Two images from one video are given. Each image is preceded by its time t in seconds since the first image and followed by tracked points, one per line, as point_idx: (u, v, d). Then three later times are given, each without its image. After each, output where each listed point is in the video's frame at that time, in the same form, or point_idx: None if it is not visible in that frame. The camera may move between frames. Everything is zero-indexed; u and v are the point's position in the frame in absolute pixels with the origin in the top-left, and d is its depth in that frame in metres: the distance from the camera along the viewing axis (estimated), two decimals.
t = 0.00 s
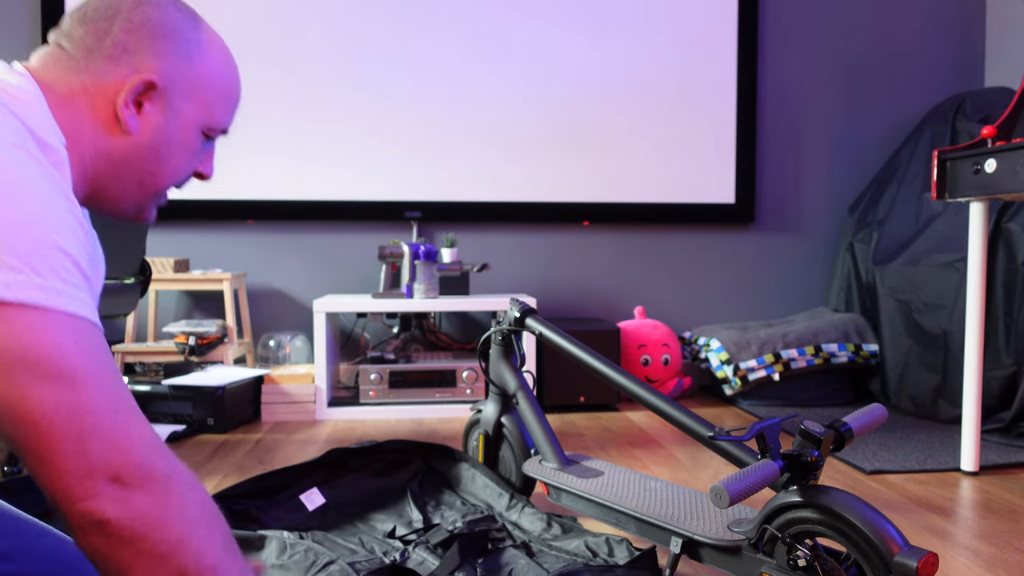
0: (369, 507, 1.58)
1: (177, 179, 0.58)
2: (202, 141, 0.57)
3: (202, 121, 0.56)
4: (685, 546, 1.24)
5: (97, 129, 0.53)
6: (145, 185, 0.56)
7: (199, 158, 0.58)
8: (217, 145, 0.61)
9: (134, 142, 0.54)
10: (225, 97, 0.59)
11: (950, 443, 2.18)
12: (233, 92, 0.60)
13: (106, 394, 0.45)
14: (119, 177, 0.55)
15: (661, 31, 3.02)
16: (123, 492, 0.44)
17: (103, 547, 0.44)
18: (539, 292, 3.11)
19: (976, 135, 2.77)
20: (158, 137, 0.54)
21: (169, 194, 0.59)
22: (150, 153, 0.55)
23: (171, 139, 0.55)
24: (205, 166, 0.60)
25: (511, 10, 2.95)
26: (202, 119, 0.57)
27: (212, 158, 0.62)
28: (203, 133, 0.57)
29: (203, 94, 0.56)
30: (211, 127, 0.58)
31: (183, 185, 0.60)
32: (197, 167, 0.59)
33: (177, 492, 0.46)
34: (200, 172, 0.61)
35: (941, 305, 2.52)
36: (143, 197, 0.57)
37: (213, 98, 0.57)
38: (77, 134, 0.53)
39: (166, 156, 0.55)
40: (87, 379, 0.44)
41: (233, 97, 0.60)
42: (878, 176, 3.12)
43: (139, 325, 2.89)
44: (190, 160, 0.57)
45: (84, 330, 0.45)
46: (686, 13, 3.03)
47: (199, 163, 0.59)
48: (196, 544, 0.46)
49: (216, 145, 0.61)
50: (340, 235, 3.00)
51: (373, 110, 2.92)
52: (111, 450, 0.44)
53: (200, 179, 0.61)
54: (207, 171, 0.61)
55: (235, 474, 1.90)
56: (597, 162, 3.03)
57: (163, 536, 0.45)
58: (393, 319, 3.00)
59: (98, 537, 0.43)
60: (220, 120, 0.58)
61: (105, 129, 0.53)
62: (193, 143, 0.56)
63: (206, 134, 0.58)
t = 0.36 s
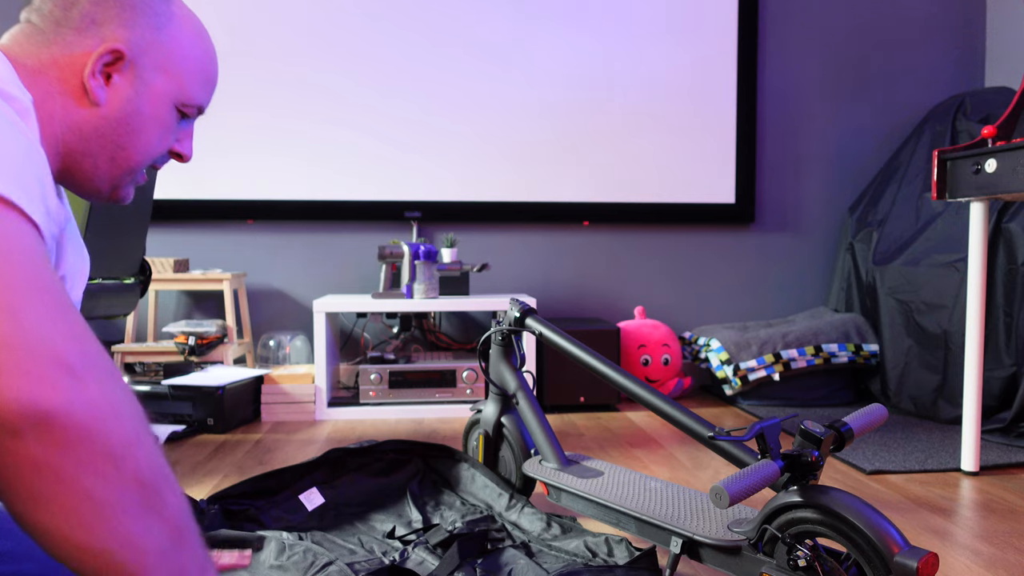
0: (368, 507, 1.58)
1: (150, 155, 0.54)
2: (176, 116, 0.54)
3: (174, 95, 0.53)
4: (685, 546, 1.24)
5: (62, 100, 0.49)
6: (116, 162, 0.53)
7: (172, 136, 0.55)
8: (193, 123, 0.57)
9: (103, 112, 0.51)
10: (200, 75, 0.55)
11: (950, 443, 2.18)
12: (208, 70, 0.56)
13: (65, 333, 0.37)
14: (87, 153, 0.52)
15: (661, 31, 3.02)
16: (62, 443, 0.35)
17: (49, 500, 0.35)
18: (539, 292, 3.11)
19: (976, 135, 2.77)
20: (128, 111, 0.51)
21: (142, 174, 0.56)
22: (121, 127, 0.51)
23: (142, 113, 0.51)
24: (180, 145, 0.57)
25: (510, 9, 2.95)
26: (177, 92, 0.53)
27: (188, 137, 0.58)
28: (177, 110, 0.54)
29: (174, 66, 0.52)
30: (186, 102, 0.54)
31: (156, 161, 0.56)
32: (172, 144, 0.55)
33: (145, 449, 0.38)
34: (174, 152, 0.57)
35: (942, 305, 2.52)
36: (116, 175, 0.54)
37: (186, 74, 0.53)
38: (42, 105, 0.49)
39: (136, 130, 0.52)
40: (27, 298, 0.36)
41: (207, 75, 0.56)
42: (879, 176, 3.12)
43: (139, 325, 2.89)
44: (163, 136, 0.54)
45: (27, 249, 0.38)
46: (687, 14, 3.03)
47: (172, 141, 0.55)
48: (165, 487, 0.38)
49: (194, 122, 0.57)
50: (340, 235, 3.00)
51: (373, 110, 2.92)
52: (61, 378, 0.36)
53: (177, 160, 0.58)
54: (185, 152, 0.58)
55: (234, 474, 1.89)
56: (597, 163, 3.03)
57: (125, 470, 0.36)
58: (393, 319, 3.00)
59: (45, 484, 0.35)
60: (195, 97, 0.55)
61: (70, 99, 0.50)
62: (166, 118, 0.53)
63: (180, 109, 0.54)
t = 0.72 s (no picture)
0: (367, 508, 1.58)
1: (138, 148, 0.54)
2: (164, 107, 0.54)
3: (157, 84, 0.52)
4: (685, 546, 1.24)
5: (47, 95, 0.51)
6: (104, 154, 0.54)
7: (163, 127, 0.55)
8: (189, 116, 0.57)
9: (82, 104, 0.52)
10: (191, 66, 0.55)
11: (950, 443, 2.18)
12: (199, 61, 0.55)
13: None
14: (77, 147, 0.54)
15: (661, 31, 3.02)
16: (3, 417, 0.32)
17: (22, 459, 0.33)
18: (539, 292, 3.11)
19: (976, 135, 2.76)
20: (107, 101, 0.51)
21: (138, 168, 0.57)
22: (100, 117, 0.52)
23: (123, 103, 0.52)
24: (177, 138, 0.57)
25: (511, 9, 2.95)
26: (158, 79, 0.52)
27: (189, 131, 0.58)
28: (162, 100, 0.54)
29: (153, 55, 0.52)
30: (172, 91, 0.54)
31: (153, 155, 0.57)
32: (164, 136, 0.55)
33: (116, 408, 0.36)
34: (172, 144, 0.57)
35: (942, 305, 2.52)
36: (107, 169, 0.55)
37: (167, 61, 0.53)
38: (32, 101, 0.52)
39: (119, 119, 0.52)
40: None
41: (200, 67, 0.56)
42: (879, 176, 3.12)
43: (139, 325, 2.89)
44: (150, 126, 0.54)
45: None
46: (687, 13, 3.03)
47: (166, 132, 0.55)
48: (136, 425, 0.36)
49: (188, 115, 0.57)
50: (340, 235, 3.00)
51: (373, 109, 2.92)
52: None
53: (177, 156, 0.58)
54: (184, 146, 0.58)
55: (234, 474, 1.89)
56: (597, 162, 3.03)
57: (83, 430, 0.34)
58: (393, 319, 3.00)
59: (2, 449, 0.33)
60: (184, 86, 0.54)
61: (55, 94, 0.51)
62: (151, 107, 0.53)
63: (168, 101, 0.54)
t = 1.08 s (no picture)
0: (368, 507, 1.58)
1: (151, 168, 0.55)
2: (174, 126, 0.55)
3: (167, 103, 0.53)
4: (685, 546, 1.24)
5: (61, 120, 0.52)
6: (116, 175, 0.54)
7: (175, 146, 0.55)
8: (201, 135, 0.58)
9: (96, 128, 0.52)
10: (203, 86, 0.56)
11: (950, 443, 2.18)
12: (210, 80, 0.57)
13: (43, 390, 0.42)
14: (91, 171, 0.54)
15: (661, 31, 3.02)
16: (46, 486, 0.41)
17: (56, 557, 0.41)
18: (539, 292, 3.11)
19: (976, 135, 2.76)
20: (119, 122, 0.52)
21: (152, 190, 0.57)
22: (114, 139, 0.53)
23: (135, 123, 0.53)
24: (190, 157, 0.57)
25: (509, 10, 2.95)
26: (170, 98, 0.54)
27: (202, 150, 0.59)
28: (173, 120, 0.54)
29: (164, 75, 0.53)
30: (184, 109, 0.55)
31: (168, 176, 0.57)
32: (177, 155, 0.56)
33: (108, 494, 0.43)
34: (186, 164, 0.57)
35: (942, 305, 2.52)
36: (120, 191, 0.55)
37: (175, 78, 0.54)
38: (47, 127, 0.52)
39: (131, 140, 0.53)
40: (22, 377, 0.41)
41: (212, 86, 0.57)
42: (879, 176, 3.12)
43: (139, 325, 2.89)
44: (162, 145, 0.54)
45: (22, 328, 0.42)
46: (687, 14, 3.02)
47: (178, 152, 0.56)
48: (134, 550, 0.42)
49: (200, 134, 0.58)
50: (340, 235, 3.00)
51: (373, 109, 2.92)
52: (45, 425, 0.41)
53: (191, 175, 0.58)
54: (198, 165, 0.58)
55: (234, 474, 1.89)
56: (597, 162, 3.03)
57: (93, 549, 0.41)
58: (393, 319, 3.00)
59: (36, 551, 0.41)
60: (194, 105, 0.55)
61: (67, 118, 0.52)
62: (161, 127, 0.54)
63: (178, 120, 0.55)
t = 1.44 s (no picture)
0: (368, 507, 1.58)
1: (180, 192, 0.58)
2: (206, 151, 0.58)
3: (200, 130, 0.57)
4: (685, 546, 1.24)
5: (98, 142, 0.56)
6: (148, 198, 0.58)
7: (205, 172, 0.59)
8: (231, 161, 0.62)
9: (132, 151, 0.56)
10: (237, 114, 0.60)
11: (950, 443, 2.18)
12: (244, 108, 0.61)
13: (95, 417, 0.48)
14: (122, 193, 0.57)
15: (660, 31, 3.02)
16: (92, 509, 0.47)
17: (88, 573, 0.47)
18: (539, 292, 3.11)
19: (976, 135, 2.76)
20: (153, 147, 0.56)
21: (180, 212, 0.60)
22: (148, 162, 0.56)
23: (169, 148, 0.57)
24: (220, 182, 0.61)
25: (510, 9, 2.95)
26: (205, 127, 0.58)
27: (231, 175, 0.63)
28: (205, 146, 0.58)
29: (199, 103, 0.57)
30: (218, 137, 0.59)
31: (196, 199, 0.61)
32: (206, 179, 0.60)
33: (142, 522, 0.49)
34: (216, 188, 0.61)
35: (942, 305, 2.52)
36: (148, 213, 0.59)
37: (210, 108, 0.58)
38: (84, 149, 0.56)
39: (164, 164, 0.57)
40: (82, 403, 0.47)
41: (245, 113, 0.61)
42: (879, 176, 3.12)
43: (139, 325, 2.89)
44: (193, 170, 0.58)
45: (79, 354, 0.48)
46: (687, 14, 3.02)
47: (208, 176, 0.60)
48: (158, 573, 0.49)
49: (230, 159, 0.62)
50: (340, 235, 3.00)
51: (372, 109, 2.92)
52: (98, 458, 0.47)
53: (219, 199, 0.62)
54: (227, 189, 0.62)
55: (234, 474, 1.89)
56: (596, 162, 3.02)
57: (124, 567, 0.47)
58: (393, 319, 3.00)
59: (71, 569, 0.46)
60: (226, 132, 0.59)
61: (102, 142, 0.56)
62: (194, 152, 0.58)
63: (211, 146, 0.59)
